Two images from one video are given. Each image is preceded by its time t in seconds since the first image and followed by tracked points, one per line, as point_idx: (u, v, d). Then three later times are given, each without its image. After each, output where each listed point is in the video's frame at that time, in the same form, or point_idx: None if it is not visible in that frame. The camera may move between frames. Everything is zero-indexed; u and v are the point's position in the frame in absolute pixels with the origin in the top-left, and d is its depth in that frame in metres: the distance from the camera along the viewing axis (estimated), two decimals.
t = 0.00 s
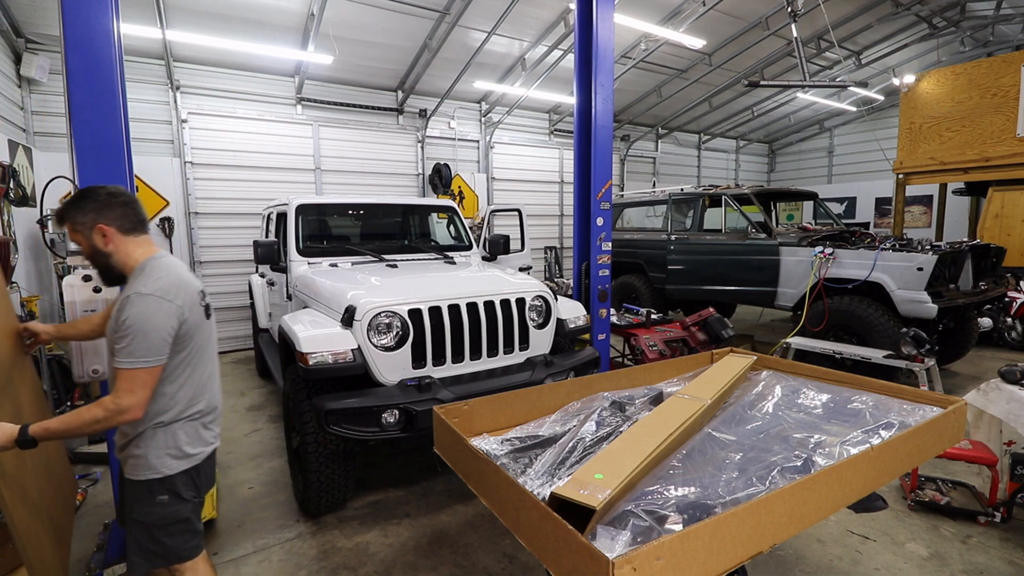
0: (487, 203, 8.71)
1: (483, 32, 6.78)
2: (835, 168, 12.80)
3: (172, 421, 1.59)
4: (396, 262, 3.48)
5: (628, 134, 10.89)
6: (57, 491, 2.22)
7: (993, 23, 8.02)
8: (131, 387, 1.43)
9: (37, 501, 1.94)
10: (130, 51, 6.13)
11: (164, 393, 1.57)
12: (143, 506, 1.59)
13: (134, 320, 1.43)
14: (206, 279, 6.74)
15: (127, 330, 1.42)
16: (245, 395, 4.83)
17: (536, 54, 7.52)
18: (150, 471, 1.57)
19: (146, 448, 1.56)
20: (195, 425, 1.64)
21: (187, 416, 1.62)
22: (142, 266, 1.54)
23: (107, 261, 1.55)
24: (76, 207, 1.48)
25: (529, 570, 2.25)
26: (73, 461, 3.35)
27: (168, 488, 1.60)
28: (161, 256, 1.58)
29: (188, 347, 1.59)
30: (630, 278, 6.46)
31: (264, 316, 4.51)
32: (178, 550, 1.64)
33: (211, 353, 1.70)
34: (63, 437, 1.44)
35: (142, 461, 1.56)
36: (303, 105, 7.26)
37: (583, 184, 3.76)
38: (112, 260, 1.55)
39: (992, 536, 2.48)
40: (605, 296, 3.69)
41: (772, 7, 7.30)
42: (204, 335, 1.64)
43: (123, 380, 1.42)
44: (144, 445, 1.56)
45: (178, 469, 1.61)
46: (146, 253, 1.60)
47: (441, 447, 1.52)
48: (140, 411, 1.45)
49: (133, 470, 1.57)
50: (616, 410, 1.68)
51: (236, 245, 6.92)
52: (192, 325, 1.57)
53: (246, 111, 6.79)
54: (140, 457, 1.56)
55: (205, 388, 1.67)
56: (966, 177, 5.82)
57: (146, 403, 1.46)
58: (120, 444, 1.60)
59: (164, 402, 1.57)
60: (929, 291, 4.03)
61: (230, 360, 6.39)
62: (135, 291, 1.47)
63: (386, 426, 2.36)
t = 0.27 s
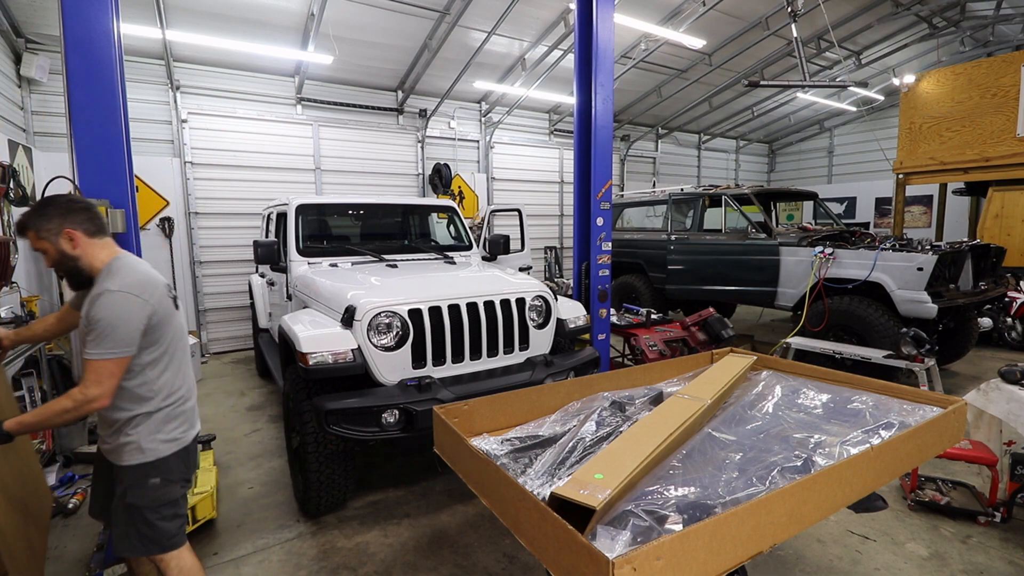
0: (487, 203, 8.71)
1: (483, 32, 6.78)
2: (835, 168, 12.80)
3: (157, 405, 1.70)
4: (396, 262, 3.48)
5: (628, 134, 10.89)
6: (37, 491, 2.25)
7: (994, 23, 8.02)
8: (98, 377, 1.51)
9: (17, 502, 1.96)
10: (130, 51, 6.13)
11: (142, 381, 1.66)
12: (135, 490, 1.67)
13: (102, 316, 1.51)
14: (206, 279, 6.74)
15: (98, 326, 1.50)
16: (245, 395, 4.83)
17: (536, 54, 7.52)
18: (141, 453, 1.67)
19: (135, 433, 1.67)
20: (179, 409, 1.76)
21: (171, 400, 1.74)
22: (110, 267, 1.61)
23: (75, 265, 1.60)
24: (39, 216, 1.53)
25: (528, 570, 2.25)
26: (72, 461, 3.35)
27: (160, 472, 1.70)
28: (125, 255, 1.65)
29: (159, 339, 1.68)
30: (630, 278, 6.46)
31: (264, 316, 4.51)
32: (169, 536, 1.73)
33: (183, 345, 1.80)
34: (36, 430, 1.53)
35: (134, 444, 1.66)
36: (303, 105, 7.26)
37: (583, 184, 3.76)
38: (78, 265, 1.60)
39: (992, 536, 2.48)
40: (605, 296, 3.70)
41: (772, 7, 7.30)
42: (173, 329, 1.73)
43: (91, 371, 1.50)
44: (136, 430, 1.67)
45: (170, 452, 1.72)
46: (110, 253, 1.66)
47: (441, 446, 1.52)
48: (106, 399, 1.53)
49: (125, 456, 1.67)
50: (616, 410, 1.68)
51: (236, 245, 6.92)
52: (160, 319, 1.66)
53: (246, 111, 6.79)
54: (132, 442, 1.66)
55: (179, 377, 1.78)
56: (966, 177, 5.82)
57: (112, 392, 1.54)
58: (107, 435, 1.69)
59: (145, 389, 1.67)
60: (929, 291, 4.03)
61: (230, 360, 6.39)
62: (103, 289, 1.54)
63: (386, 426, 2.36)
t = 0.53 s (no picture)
0: (487, 202, 8.71)
1: (483, 32, 6.78)
2: (835, 168, 12.79)
3: (152, 389, 1.79)
4: (396, 262, 3.48)
5: (628, 134, 10.89)
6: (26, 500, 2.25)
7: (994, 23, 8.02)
8: (75, 365, 1.56)
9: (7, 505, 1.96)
10: (130, 51, 6.13)
11: (131, 367, 1.73)
12: (142, 471, 1.78)
13: (78, 308, 1.55)
14: (206, 279, 6.73)
15: (82, 317, 1.56)
16: (245, 395, 4.83)
17: (536, 54, 7.52)
18: (147, 436, 1.77)
19: (137, 417, 1.76)
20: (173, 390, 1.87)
21: (164, 384, 1.83)
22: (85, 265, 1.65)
23: (46, 267, 1.62)
24: (7, 220, 1.55)
25: (528, 569, 2.25)
26: (72, 461, 3.35)
27: (166, 452, 1.82)
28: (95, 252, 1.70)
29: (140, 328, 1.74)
30: (630, 278, 6.46)
31: (264, 316, 4.51)
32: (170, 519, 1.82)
33: (167, 336, 1.87)
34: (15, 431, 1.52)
35: (139, 426, 1.76)
36: (303, 105, 7.26)
37: (583, 184, 3.76)
38: (50, 266, 1.62)
39: (992, 536, 2.48)
40: (605, 296, 3.70)
41: (772, 7, 7.30)
42: (153, 320, 1.79)
43: (66, 360, 1.55)
44: (138, 414, 1.76)
45: (173, 431, 1.84)
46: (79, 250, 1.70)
47: (441, 446, 1.52)
48: (83, 389, 1.57)
49: (131, 440, 1.76)
50: (616, 410, 1.68)
51: (236, 245, 6.91)
52: (138, 307, 1.72)
53: (245, 111, 6.79)
54: (136, 425, 1.76)
55: (167, 363, 1.85)
56: (966, 177, 5.82)
57: (89, 381, 1.59)
58: (108, 424, 1.76)
59: (135, 375, 1.75)
60: (928, 291, 4.03)
61: (229, 360, 6.39)
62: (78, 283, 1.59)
63: (386, 427, 2.36)
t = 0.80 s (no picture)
0: (487, 202, 8.71)
1: (483, 32, 6.78)
2: (835, 168, 12.80)
3: (151, 383, 1.79)
4: (396, 262, 3.48)
5: (628, 134, 10.89)
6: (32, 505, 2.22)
7: (994, 23, 8.02)
8: (72, 360, 1.56)
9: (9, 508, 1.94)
10: (130, 51, 6.13)
11: (129, 362, 1.74)
12: (153, 463, 1.80)
13: (80, 301, 1.56)
14: (206, 279, 6.73)
15: (82, 314, 1.56)
16: (245, 395, 4.82)
17: (536, 54, 7.52)
18: (154, 429, 1.78)
19: (139, 412, 1.76)
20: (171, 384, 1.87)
21: (163, 378, 1.84)
22: (86, 261, 1.66)
23: (43, 262, 1.61)
24: (7, 212, 1.54)
25: (528, 569, 2.26)
26: (73, 461, 3.35)
27: (173, 443, 1.83)
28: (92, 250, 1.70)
29: (139, 325, 1.75)
30: (630, 278, 6.46)
31: (264, 316, 4.51)
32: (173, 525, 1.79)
33: (163, 334, 1.88)
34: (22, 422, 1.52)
35: (143, 420, 1.76)
36: (303, 105, 7.27)
37: (582, 184, 3.77)
38: (47, 262, 1.62)
39: (992, 536, 2.48)
40: (605, 296, 3.70)
41: (772, 7, 7.30)
42: (150, 318, 1.80)
43: (66, 356, 1.55)
44: (140, 409, 1.76)
45: (177, 423, 1.85)
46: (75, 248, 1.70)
47: (441, 446, 1.51)
48: (78, 384, 1.57)
49: (134, 436, 1.76)
50: (616, 410, 1.68)
51: (236, 245, 6.91)
52: (136, 304, 1.73)
53: (245, 111, 6.79)
54: (139, 420, 1.76)
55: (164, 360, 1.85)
56: (966, 177, 5.82)
57: (85, 375, 1.59)
58: (104, 422, 1.74)
59: (133, 371, 1.75)
60: (928, 291, 4.04)
61: (229, 360, 6.38)
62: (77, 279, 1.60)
63: (386, 426, 2.36)
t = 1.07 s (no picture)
0: (487, 202, 8.72)
1: (483, 32, 6.78)
2: (835, 168, 12.80)
3: (172, 380, 1.81)
4: (396, 262, 3.48)
5: (628, 134, 10.90)
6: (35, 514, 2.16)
7: (994, 23, 8.02)
8: (128, 353, 1.57)
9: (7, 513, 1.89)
10: (130, 51, 6.13)
11: (157, 360, 1.75)
12: (176, 456, 1.81)
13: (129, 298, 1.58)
14: (206, 279, 6.73)
15: (134, 309, 1.59)
16: (246, 395, 4.82)
17: (536, 54, 7.52)
18: (174, 424, 1.79)
19: (160, 408, 1.76)
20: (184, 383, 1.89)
21: (180, 376, 1.85)
22: (118, 258, 1.65)
23: (78, 256, 1.56)
24: (46, 203, 1.47)
25: (528, 569, 2.26)
26: (73, 461, 3.35)
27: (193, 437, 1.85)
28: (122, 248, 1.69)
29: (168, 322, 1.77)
30: (630, 278, 6.46)
31: (264, 316, 4.51)
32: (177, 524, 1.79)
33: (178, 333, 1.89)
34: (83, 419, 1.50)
35: (165, 417, 1.77)
36: (303, 105, 7.27)
37: (583, 184, 3.76)
38: (82, 257, 1.58)
39: (992, 536, 2.48)
40: (605, 296, 3.69)
41: (772, 7, 7.30)
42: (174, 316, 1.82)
43: (121, 349, 1.57)
44: (160, 406, 1.77)
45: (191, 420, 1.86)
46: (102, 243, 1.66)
47: (441, 446, 1.51)
48: (136, 376, 1.59)
49: (151, 432, 1.75)
50: (616, 410, 1.68)
51: (236, 245, 6.92)
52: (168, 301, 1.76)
53: (245, 111, 6.79)
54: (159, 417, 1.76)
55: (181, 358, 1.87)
56: (966, 177, 5.82)
57: (141, 367, 1.61)
58: (116, 421, 1.71)
59: (159, 368, 1.76)
60: (929, 291, 4.03)
61: (230, 360, 6.38)
62: (121, 276, 1.60)
63: (386, 427, 2.36)
